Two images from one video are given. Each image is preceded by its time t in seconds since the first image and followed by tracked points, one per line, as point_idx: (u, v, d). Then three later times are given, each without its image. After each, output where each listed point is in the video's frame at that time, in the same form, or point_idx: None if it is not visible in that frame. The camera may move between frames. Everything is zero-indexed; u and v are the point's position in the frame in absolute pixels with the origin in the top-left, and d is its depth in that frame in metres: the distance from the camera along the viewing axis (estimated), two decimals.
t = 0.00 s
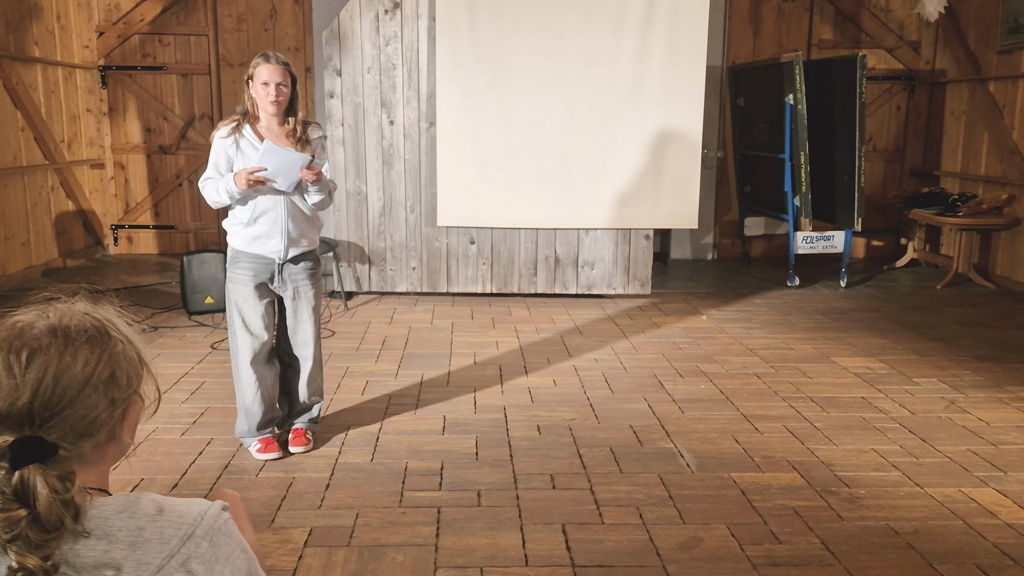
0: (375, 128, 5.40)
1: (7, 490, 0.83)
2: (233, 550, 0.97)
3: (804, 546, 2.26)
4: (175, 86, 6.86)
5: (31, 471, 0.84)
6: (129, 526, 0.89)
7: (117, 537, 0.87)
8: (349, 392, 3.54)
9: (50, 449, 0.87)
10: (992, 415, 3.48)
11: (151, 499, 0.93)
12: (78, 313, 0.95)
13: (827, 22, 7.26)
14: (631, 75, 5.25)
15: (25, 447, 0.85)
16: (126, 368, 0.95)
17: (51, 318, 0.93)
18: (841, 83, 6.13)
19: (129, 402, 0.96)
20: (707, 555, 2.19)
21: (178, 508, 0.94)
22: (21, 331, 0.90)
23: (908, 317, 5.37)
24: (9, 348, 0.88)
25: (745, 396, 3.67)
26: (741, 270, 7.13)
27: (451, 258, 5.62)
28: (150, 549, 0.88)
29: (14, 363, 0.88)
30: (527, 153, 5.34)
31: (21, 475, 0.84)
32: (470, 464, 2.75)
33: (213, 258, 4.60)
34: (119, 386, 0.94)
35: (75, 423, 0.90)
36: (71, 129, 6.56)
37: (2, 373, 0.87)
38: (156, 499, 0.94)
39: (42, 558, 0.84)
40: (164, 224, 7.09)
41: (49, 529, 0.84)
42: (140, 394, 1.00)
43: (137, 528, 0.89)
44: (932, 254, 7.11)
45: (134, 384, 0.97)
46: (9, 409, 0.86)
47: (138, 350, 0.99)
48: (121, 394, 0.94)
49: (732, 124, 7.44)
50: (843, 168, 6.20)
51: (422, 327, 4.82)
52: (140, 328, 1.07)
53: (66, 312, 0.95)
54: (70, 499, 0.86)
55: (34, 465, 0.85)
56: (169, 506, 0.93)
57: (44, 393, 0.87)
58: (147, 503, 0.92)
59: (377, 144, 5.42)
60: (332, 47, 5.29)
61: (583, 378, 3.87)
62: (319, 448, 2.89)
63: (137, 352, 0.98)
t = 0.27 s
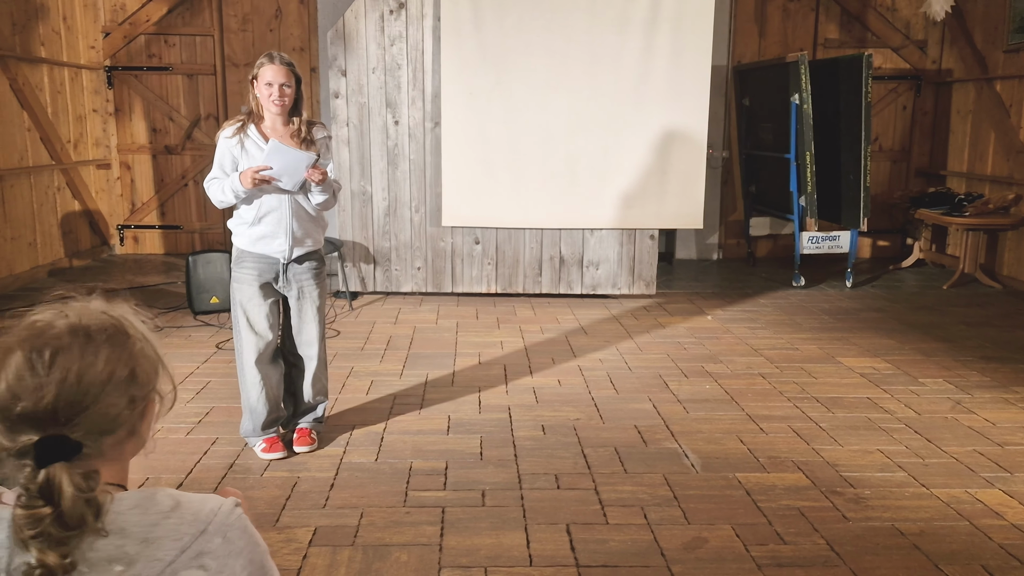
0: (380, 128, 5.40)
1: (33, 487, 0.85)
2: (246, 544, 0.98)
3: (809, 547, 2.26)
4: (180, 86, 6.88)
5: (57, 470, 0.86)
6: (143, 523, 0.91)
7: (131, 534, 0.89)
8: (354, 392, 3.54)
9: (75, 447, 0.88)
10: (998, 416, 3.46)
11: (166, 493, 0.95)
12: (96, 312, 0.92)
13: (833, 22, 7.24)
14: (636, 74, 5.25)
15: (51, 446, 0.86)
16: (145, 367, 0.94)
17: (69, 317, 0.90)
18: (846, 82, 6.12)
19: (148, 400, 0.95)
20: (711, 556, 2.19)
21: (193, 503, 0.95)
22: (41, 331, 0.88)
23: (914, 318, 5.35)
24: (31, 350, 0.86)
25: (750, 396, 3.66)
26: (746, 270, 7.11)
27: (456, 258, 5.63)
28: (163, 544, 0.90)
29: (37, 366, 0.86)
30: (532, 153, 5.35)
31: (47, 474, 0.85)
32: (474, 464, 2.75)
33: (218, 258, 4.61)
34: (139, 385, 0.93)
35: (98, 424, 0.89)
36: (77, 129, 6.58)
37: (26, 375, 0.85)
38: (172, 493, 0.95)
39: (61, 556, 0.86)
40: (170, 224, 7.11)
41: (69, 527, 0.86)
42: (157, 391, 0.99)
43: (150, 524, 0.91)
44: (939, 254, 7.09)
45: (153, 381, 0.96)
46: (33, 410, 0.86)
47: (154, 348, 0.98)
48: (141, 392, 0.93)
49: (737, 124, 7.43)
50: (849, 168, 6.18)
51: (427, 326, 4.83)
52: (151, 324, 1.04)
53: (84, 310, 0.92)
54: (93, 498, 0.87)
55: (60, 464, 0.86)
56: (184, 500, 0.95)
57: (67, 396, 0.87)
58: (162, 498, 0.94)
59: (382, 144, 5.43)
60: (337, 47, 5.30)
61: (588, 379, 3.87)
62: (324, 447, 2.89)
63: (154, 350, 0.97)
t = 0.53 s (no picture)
0: (384, 128, 5.41)
1: (87, 478, 0.88)
2: (272, 549, 1.02)
3: (813, 548, 2.25)
4: (184, 86, 6.90)
5: (108, 460, 0.89)
6: (177, 523, 0.95)
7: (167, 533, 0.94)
8: (357, 392, 3.54)
9: (122, 439, 0.91)
10: (1004, 417, 3.45)
11: (203, 494, 0.99)
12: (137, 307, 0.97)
13: (837, 21, 7.23)
14: (639, 74, 5.24)
15: (97, 437, 0.90)
16: (184, 359, 0.98)
17: (108, 312, 0.94)
18: (851, 82, 6.11)
19: (188, 393, 0.99)
20: (716, 557, 2.18)
21: (225, 505, 0.99)
22: (85, 325, 0.92)
23: (919, 318, 5.34)
24: (77, 344, 0.90)
25: (754, 397, 3.65)
26: (750, 270, 7.10)
27: (459, 258, 5.63)
28: (196, 544, 0.94)
29: (83, 360, 0.90)
30: (535, 153, 5.34)
31: (98, 464, 0.89)
32: (477, 464, 2.75)
33: (221, 257, 4.61)
34: (179, 378, 0.97)
35: (141, 416, 0.92)
36: (81, 129, 6.60)
37: (73, 368, 0.89)
38: (207, 495, 1.00)
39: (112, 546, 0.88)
40: (174, 224, 7.13)
41: (123, 512, 0.89)
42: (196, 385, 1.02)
43: (184, 525, 0.95)
44: (944, 254, 7.06)
45: (190, 374, 0.99)
46: (80, 403, 0.89)
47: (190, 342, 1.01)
48: (180, 385, 0.97)
49: (741, 124, 7.42)
50: (853, 168, 6.17)
51: (430, 327, 4.83)
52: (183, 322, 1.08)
53: (122, 306, 0.96)
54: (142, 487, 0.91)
55: (110, 454, 0.90)
56: (218, 503, 0.99)
57: (111, 389, 0.90)
58: (197, 499, 0.98)
59: (385, 145, 5.43)
60: (340, 47, 5.30)
61: (591, 379, 3.86)
62: (327, 447, 2.89)
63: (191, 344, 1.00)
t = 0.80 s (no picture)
0: (385, 128, 5.41)
1: (130, 476, 0.97)
2: (299, 553, 1.09)
3: (814, 547, 2.25)
4: (185, 86, 6.90)
5: (148, 457, 0.98)
6: (212, 525, 1.02)
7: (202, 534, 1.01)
8: (358, 392, 3.55)
9: (161, 436, 1.00)
10: (1004, 417, 3.45)
11: (236, 499, 1.07)
12: (171, 311, 1.06)
13: (838, 21, 7.22)
14: (640, 74, 5.24)
15: (139, 436, 0.99)
16: (215, 360, 1.08)
17: (143, 314, 1.03)
18: (852, 82, 6.10)
19: (220, 391, 1.09)
20: (716, 556, 2.18)
21: (255, 508, 1.07)
22: (123, 327, 1.01)
23: (919, 318, 5.34)
24: (115, 346, 0.99)
25: (755, 397, 3.65)
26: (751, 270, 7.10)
27: (460, 258, 5.63)
28: (230, 545, 1.01)
29: (121, 360, 0.99)
30: (536, 153, 5.34)
31: (140, 461, 0.98)
32: (478, 464, 2.75)
33: (221, 258, 4.63)
34: (211, 376, 1.07)
35: (177, 413, 1.01)
36: (82, 129, 6.60)
37: (114, 369, 0.98)
38: (240, 499, 1.07)
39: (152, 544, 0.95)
40: (175, 223, 7.13)
41: (165, 508, 0.97)
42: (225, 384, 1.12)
43: (218, 527, 1.02)
44: (945, 254, 7.06)
45: (219, 374, 1.09)
46: (121, 402, 0.98)
47: (218, 343, 1.11)
48: (213, 383, 1.07)
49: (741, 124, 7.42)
50: (854, 168, 6.17)
51: (431, 327, 4.83)
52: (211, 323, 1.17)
53: (156, 309, 1.05)
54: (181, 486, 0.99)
55: (149, 451, 0.98)
56: (249, 507, 1.07)
57: (150, 387, 0.99)
58: (231, 503, 1.05)
59: (386, 144, 5.43)
60: (340, 47, 5.30)
61: (592, 379, 3.86)
62: (328, 447, 2.90)
63: (219, 344, 1.10)
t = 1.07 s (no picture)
0: (385, 128, 5.40)
1: (172, 476, 1.00)
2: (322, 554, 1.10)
3: (814, 548, 2.25)
4: (185, 86, 6.90)
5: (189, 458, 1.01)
6: (238, 528, 1.04)
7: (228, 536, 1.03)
8: (358, 393, 3.55)
9: (201, 436, 1.04)
10: (1005, 417, 3.44)
11: (261, 501, 1.08)
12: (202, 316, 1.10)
13: (838, 21, 7.22)
14: (640, 75, 5.24)
15: (180, 436, 1.02)
16: (244, 363, 1.12)
17: (177, 319, 1.07)
18: (852, 82, 6.10)
19: (249, 394, 1.13)
20: (716, 557, 2.18)
21: (279, 510, 1.08)
22: (160, 332, 1.04)
23: (920, 318, 5.33)
24: (153, 348, 1.03)
25: (756, 398, 3.65)
26: (752, 271, 7.10)
27: (460, 258, 5.62)
28: (255, 546, 1.03)
29: (160, 362, 1.02)
30: (536, 154, 5.34)
31: (183, 462, 1.01)
32: (478, 465, 2.75)
33: (222, 258, 4.65)
34: (242, 379, 1.10)
35: (213, 417, 1.05)
36: (83, 129, 6.60)
37: (153, 371, 1.02)
38: (265, 502, 1.08)
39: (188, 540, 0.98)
40: (175, 224, 7.13)
41: (202, 507, 1.00)
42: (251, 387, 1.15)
43: (244, 530, 1.04)
44: (946, 254, 7.05)
45: (248, 377, 1.13)
46: (160, 403, 1.02)
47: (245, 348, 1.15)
48: (243, 386, 1.11)
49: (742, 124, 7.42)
50: (854, 168, 6.16)
51: (431, 327, 4.83)
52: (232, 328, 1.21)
53: (187, 315, 1.09)
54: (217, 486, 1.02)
55: (190, 451, 1.02)
56: (275, 508, 1.08)
57: (189, 389, 1.03)
58: (255, 506, 1.07)
59: (385, 145, 5.43)
60: (340, 48, 5.30)
61: (592, 379, 3.86)
62: (328, 448, 2.89)
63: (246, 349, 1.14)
